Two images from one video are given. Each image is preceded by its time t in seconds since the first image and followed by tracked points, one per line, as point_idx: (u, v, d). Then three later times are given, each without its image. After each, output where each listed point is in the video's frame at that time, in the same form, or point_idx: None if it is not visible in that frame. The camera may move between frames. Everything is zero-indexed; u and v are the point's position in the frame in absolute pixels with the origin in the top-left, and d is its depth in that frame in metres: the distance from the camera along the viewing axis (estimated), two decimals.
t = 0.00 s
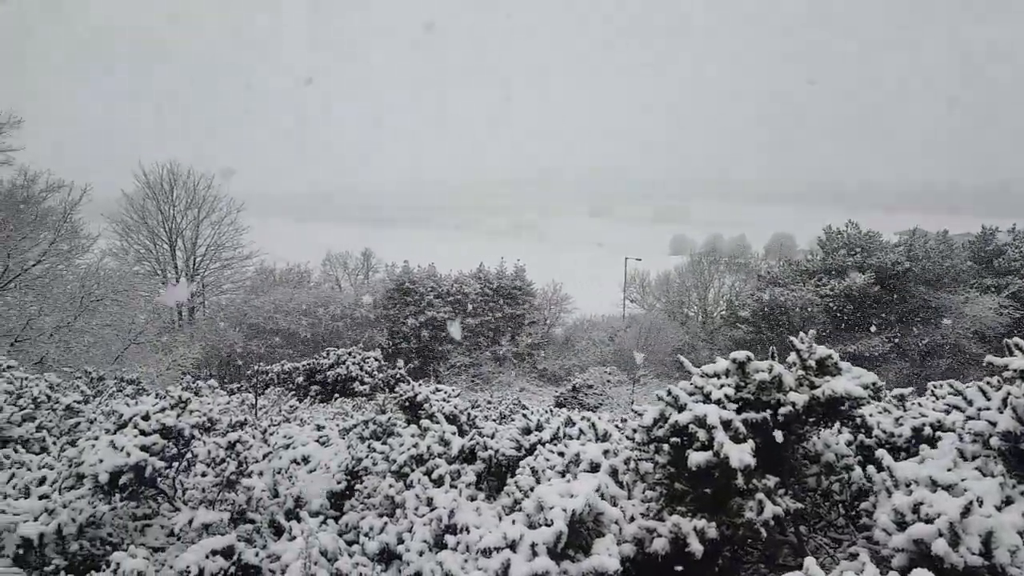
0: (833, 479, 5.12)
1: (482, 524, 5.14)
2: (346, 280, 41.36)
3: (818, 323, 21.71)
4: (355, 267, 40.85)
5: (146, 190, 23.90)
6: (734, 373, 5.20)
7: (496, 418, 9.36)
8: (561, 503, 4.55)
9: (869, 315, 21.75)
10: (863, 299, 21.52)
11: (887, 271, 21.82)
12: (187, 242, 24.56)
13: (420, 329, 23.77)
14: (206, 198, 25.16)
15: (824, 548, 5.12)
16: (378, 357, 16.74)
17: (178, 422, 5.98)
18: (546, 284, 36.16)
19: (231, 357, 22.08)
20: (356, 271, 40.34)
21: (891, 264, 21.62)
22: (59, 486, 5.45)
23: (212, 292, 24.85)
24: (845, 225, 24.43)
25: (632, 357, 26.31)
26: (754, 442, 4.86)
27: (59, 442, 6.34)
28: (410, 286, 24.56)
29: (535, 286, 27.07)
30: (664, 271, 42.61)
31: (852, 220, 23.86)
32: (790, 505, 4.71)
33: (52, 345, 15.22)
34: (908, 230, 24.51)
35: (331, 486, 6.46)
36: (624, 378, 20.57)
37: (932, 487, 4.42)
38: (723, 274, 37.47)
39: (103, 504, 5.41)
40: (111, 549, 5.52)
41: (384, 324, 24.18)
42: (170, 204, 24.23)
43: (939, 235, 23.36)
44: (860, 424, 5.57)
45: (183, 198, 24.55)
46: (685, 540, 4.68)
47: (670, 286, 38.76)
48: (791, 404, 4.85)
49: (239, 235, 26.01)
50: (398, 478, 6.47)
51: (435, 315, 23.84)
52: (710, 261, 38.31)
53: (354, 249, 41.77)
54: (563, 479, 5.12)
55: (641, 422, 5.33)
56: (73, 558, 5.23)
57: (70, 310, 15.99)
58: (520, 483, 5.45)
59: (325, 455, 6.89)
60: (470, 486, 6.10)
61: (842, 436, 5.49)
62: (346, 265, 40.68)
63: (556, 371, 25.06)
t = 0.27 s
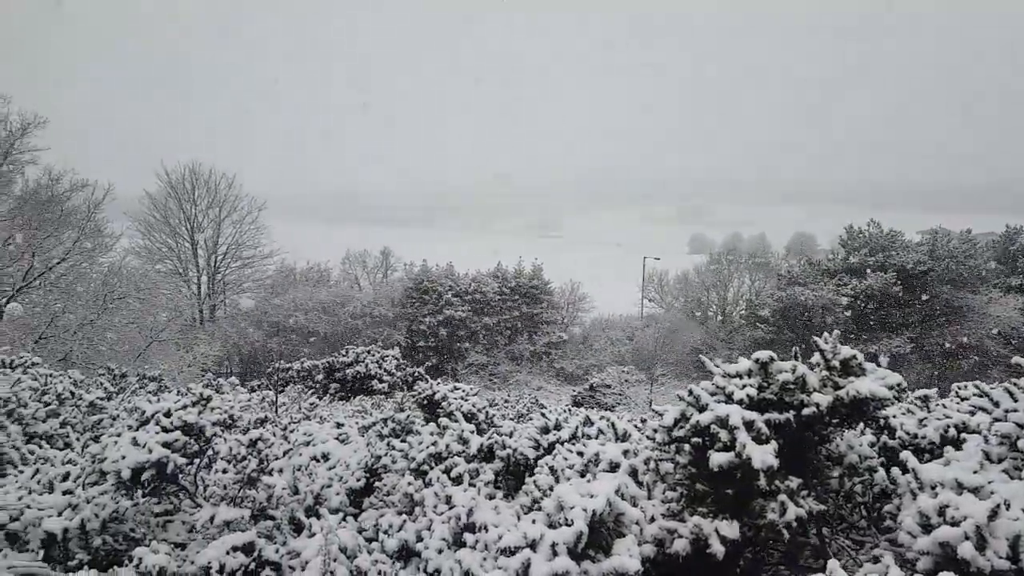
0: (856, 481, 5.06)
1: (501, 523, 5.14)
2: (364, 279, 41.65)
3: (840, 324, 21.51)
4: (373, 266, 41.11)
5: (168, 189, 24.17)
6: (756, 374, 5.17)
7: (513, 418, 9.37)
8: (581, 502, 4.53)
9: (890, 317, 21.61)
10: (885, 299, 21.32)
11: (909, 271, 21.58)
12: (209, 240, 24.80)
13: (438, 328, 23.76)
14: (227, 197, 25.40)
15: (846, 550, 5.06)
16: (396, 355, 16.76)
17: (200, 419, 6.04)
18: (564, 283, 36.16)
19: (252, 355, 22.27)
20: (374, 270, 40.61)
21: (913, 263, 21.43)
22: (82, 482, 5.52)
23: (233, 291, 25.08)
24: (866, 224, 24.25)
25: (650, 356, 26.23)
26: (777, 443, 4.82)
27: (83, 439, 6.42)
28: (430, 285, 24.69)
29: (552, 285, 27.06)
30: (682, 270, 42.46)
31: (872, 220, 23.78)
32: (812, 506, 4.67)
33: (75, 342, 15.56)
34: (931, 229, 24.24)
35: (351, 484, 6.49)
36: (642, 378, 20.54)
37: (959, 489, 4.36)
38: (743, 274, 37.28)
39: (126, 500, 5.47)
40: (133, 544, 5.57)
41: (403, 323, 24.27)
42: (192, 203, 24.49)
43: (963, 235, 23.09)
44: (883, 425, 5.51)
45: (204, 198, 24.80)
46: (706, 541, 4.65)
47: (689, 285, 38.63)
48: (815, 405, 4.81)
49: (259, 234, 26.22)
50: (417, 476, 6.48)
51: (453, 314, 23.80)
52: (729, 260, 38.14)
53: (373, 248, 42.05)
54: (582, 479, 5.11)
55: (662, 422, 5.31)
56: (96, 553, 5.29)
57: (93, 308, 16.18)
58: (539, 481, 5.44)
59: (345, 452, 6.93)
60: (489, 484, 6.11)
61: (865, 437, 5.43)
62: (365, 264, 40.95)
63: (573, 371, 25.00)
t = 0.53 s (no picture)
0: (878, 482, 4.99)
1: (518, 521, 5.13)
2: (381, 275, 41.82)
3: (859, 322, 21.30)
4: (390, 263, 41.28)
5: (189, 186, 24.41)
6: (778, 374, 5.13)
7: (528, 414, 9.37)
8: (601, 501, 4.51)
9: (910, 317, 21.36)
10: (906, 298, 21.09)
11: (930, 269, 21.34)
12: (229, 236, 25.00)
13: (453, 324, 23.75)
14: (247, 194, 25.61)
15: (867, 552, 5.01)
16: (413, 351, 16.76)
17: (220, 412, 6.05)
18: (580, 280, 36.09)
19: (271, 350, 22.39)
20: (391, 267, 40.78)
21: (934, 261, 21.20)
22: (104, 474, 5.56)
23: (253, 286, 25.25)
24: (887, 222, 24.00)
25: (666, 353, 26.13)
26: (799, 444, 4.77)
27: (106, 431, 6.47)
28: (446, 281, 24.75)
29: (568, 282, 27.02)
30: (699, 268, 42.25)
31: (893, 217, 23.52)
32: (834, 507, 4.61)
33: (98, 336, 15.57)
34: (953, 227, 23.95)
35: (368, 479, 6.50)
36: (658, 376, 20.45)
37: (985, 491, 4.30)
38: (761, 272, 37.04)
39: (147, 493, 5.51)
40: (155, 536, 5.61)
41: (418, 319, 24.31)
42: (213, 199, 24.70)
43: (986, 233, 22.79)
44: (906, 426, 5.44)
45: (225, 194, 25.02)
46: (726, 541, 4.61)
47: (706, 283, 38.45)
48: (838, 405, 4.75)
49: (278, 230, 26.38)
50: (434, 472, 6.49)
51: (468, 310, 23.84)
52: (747, 258, 37.90)
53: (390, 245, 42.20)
54: (601, 477, 5.09)
55: (682, 421, 5.27)
56: (119, 544, 5.35)
57: (115, 302, 16.30)
58: (556, 479, 5.43)
59: (362, 448, 6.95)
60: (505, 481, 6.10)
61: (887, 438, 5.36)
62: (382, 261, 41.12)
63: (588, 368, 24.93)
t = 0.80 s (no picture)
0: (905, 485, 4.93)
1: (539, 519, 5.12)
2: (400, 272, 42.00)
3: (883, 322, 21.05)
4: (410, 260, 41.43)
5: (213, 183, 24.69)
6: (804, 375, 5.08)
7: (546, 412, 9.38)
8: (623, 501, 4.50)
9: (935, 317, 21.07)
10: (931, 299, 20.83)
11: (956, 269, 21.08)
12: (252, 233, 25.26)
13: (472, 322, 23.75)
14: (270, 192, 25.84)
15: (893, 555, 4.94)
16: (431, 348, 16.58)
17: (244, 407, 6.11)
18: (599, 279, 35.99)
19: (293, 347, 22.64)
20: (410, 265, 40.93)
21: (960, 261, 20.95)
22: (131, 467, 5.64)
23: (275, 283, 25.48)
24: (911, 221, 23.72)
25: (685, 352, 26.00)
26: (824, 445, 4.73)
27: (131, 425, 6.55)
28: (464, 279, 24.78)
29: (586, 281, 26.96)
30: (719, 267, 42.01)
31: (918, 217, 23.24)
32: (860, 510, 4.57)
33: (123, 331, 15.78)
34: (980, 227, 23.62)
35: (389, 474, 6.54)
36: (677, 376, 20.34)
37: (1015, 496, 4.24)
38: (783, 271, 36.74)
39: (172, 487, 5.57)
40: (179, 530, 5.67)
41: (437, 316, 24.34)
42: (236, 197, 24.97)
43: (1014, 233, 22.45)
44: (933, 429, 5.37)
45: (248, 192, 25.28)
46: (750, 543, 4.58)
47: (726, 282, 38.20)
48: (864, 406, 4.71)
49: (300, 228, 26.58)
50: (454, 469, 6.50)
51: (487, 308, 23.89)
52: (768, 257, 37.61)
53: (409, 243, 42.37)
54: (623, 476, 5.07)
55: (705, 421, 5.24)
56: (144, 538, 5.41)
57: (141, 298, 16.51)
58: (576, 478, 5.43)
59: (382, 444, 6.99)
60: (525, 479, 6.10)
61: (913, 440, 5.29)
62: (402, 258, 41.29)
63: (607, 367, 24.84)
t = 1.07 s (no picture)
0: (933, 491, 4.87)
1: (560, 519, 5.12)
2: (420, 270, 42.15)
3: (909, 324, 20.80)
4: (430, 258, 41.56)
5: (239, 181, 24.98)
6: (831, 378, 5.04)
7: (566, 412, 9.37)
8: (647, 502, 4.49)
9: (962, 320, 20.83)
10: (958, 301, 20.59)
11: (984, 271, 20.79)
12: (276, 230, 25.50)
13: (492, 320, 23.78)
14: (294, 190, 26.09)
15: (919, 561, 4.88)
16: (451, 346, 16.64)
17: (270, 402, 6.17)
18: (619, 279, 35.89)
19: (313, 342, 22.62)
20: (431, 263, 41.08)
21: (988, 264, 20.72)
22: (156, 460, 5.72)
23: (298, 279, 25.67)
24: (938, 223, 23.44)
25: (706, 352, 25.83)
26: (851, 449, 4.69)
27: (157, 419, 6.64)
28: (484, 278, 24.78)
29: (606, 280, 26.87)
30: (741, 267, 41.69)
31: (945, 218, 22.96)
32: (887, 514, 4.52)
33: (149, 326, 16.01)
34: (1009, 228, 23.26)
35: (410, 471, 6.59)
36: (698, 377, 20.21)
37: None
38: (806, 272, 36.39)
39: (197, 480, 5.66)
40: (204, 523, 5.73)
41: (457, 314, 24.37)
42: (260, 194, 25.25)
43: None
44: (962, 434, 5.30)
45: (272, 190, 25.54)
46: (775, 547, 4.53)
47: (748, 282, 37.92)
48: (892, 409, 4.67)
49: (324, 225, 26.79)
50: (475, 467, 6.52)
51: (508, 306, 23.90)
52: (791, 258, 37.28)
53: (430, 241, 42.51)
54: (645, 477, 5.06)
55: (730, 424, 5.21)
56: (169, 530, 5.48)
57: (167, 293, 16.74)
58: (597, 478, 5.42)
59: (404, 441, 7.04)
60: (546, 478, 6.10)
61: (941, 445, 5.22)
62: (422, 255, 41.44)
63: (627, 367, 24.69)
